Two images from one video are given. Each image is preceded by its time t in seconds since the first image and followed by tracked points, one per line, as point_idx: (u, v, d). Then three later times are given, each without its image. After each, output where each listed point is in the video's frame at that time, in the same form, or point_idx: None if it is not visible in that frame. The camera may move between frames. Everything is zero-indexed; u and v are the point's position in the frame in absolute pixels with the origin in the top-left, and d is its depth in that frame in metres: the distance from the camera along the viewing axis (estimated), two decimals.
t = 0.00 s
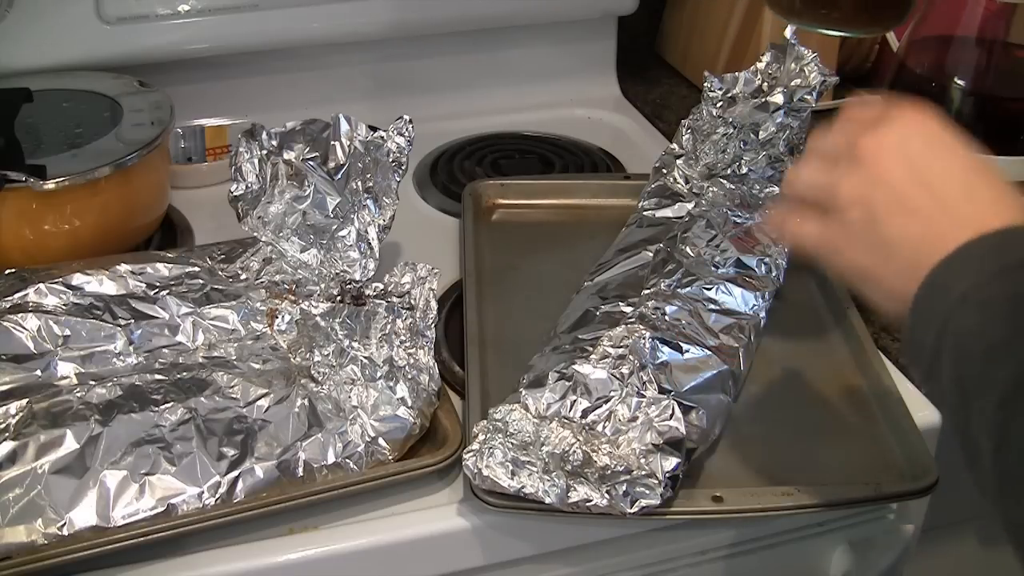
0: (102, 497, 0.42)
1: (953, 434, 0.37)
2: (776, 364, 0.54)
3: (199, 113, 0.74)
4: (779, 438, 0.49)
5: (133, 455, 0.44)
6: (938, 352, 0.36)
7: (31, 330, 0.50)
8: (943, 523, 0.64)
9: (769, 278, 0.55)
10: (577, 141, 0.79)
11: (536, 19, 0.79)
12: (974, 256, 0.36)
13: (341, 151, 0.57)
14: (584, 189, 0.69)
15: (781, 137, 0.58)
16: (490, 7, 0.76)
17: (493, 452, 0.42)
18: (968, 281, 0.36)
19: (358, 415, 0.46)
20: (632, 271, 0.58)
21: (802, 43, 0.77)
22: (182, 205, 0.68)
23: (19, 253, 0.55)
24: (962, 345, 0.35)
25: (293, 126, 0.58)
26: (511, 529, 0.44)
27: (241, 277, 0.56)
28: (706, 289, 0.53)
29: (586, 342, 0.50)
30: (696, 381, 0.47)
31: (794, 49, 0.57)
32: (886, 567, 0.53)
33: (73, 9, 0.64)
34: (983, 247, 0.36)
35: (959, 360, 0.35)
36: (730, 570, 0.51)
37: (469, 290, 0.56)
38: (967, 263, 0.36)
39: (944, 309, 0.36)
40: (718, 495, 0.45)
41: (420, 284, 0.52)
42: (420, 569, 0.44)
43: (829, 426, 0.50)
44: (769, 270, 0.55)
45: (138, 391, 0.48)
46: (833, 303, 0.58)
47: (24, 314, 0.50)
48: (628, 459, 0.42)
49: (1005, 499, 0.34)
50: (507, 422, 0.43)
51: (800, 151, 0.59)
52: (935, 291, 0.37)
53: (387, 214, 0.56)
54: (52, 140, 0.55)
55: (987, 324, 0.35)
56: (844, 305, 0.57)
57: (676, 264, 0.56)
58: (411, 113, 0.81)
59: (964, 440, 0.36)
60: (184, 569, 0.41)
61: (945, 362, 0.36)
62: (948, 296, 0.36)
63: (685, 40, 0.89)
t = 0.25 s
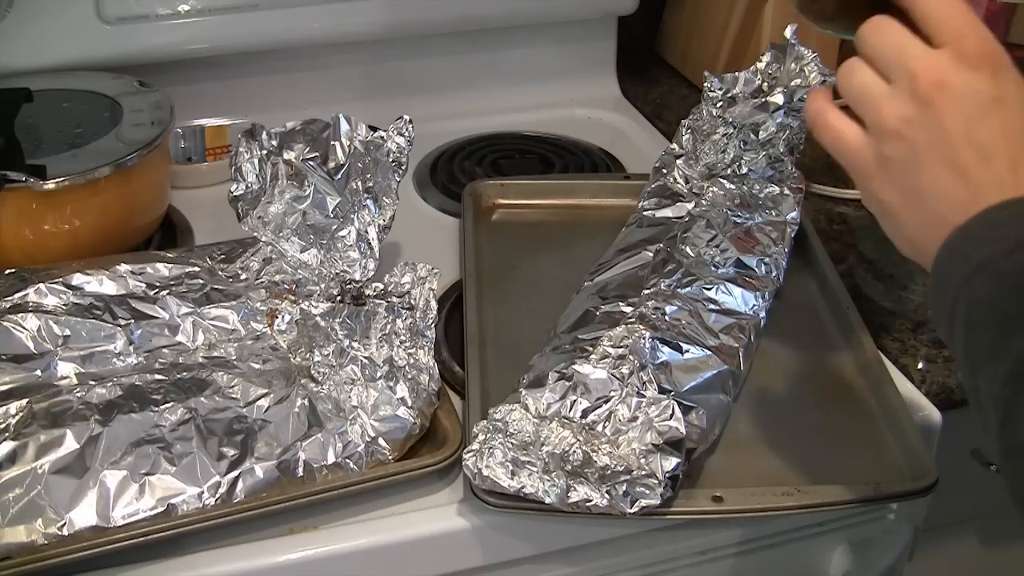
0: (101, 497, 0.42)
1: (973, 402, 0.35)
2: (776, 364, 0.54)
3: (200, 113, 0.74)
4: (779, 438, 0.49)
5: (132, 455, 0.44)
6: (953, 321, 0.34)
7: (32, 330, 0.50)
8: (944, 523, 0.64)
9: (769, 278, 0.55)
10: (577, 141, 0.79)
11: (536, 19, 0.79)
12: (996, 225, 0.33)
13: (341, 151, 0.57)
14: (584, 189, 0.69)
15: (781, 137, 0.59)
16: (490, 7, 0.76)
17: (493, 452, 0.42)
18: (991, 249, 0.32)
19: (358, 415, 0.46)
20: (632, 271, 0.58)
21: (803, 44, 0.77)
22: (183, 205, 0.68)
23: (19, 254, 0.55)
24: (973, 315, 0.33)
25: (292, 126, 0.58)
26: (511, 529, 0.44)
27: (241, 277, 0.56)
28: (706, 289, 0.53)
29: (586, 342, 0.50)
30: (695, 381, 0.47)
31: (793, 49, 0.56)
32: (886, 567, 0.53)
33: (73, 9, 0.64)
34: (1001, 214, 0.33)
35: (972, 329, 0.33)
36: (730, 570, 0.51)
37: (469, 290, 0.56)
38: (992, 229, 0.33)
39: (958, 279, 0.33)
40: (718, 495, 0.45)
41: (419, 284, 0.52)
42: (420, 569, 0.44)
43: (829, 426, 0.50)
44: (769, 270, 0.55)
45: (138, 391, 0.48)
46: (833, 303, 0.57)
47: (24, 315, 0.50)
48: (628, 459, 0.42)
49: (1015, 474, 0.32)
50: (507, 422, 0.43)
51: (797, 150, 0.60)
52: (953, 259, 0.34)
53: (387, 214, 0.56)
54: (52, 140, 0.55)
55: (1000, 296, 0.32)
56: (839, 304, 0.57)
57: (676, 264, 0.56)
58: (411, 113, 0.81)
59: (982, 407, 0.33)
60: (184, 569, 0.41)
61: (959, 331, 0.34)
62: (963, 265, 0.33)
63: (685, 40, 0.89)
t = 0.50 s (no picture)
0: (102, 497, 0.42)
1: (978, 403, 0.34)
2: (776, 364, 0.54)
3: (199, 113, 0.74)
4: (779, 438, 0.49)
5: (132, 455, 0.44)
6: (958, 319, 0.34)
7: (32, 330, 0.50)
8: (944, 524, 0.64)
9: (769, 278, 0.55)
10: (577, 141, 0.79)
11: (536, 19, 0.79)
12: (1002, 227, 0.32)
13: (341, 151, 0.57)
14: (584, 189, 0.69)
15: (781, 137, 0.59)
16: (490, 7, 0.76)
17: (493, 452, 0.42)
18: (998, 247, 0.32)
19: (358, 415, 0.46)
20: (632, 271, 0.58)
21: (802, 44, 0.77)
22: (183, 205, 0.68)
23: (19, 254, 0.55)
24: (978, 313, 0.32)
25: (292, 126, 0.58)
26: (511, 529, 0.44)
27: (241, 277, 0.56)
28: (706, 289, 0.53)
29: (586, 342, 0.50)
30: (695, 381, 0.47)
31: (794, 49, 0.57)
32: (886, 567, 0.53)
33: (73, 9, 0.64)
34: (1008, 217, 0.32)
35: (977, 327, 0.33)
36: (730, 570, 0.51)
37: (469, 290, 0.56)
38: (999, 228, 0.32)
39: (966, 277, 0.33)
40: (718, 495, 0.45)
41: (419, 284, 0.52)
42: (420, 570, 0.44)
43: (829, 426, 0.50)
44: (769, 270, 0.55)
45: (138, 391, 0.48)
46: (833, 303, 0.57)
47: (24, 315, 0.50)
48: (628, 459, 0.42)
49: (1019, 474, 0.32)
50: (507, 422, 0.43)
51: (797, 150, 0.60)
52: (961, 257, 0.33)
53: (387, 214, 0.56)
54: (52, 140, 0.55)
55: (1005, 294, 0.32)
56: (838, 304, 0.57)
57: (676, 264, 0.56)
58: (411, 113, 0.81)
59: (987, 406, 0.33)
60: (184, 569, 0.41)
61: (964, 329, 0.33)
62: (970, 264, 0.33)
63: (685, 40, 0.89)
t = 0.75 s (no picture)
0: (102, 497, 0.42)
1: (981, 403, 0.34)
2: (775, 364, 0.54)
3: (199, 113, 0.74)
4: (778, 438, 0.49)
5: (133, 455, 0.44)
6: (962, 319, 0.33)
7: (32, 330, 0.50)
8: (945, 524, 0.64)
9: (769, 278, 0.55)
10: (577, 141, 0.79)
11: (536, 19, 0.79)
12: (1008, 227, 0.32)
13: (341, 151, 0.57)
14: (584, 189, 0.69)
15: (781, 137, 0.59)
16: (490, 7, 0.76)
17: (493, 452, 0.42)
18: (1002, 248, 0.32)
19: (358, 415, 0.46)
20: (632, 271, 0.58)
21: (802, 44, 0.77)
22: (183, 205, 0.68)
23: (19, 254, 0.55)
24: (983, 313, 0.32)
25: (292, 126, 0.58)
26: (511, 529, 0.44)
27: (241, 277, 0.56)
28: (706, 289, 0.53)
29: (586, 342, 0.50)
30: (695, 382, 0.47)
31: (794, 49, 0.57)
32: (886, 567, 0.53)
33: (73, 9, 0.64)
34: (1012, 216, 0.32)
35: (982, 328, 0.33)
36: (730, 570, 0.51)
37: (469, 290, 0.56)
38: (1004, 228, 0.32)
39: (970, 278, 0.33)
40: (718, 495, 0.45)
41: (419, 284, 0.52)
42: (420, 570, 0.44)
43: (828, 426, 0.50)
44: (769, 270, 0.56)
45: (138, 391, 0.48)
46: (833, 303, 0.57)
47: (24, 315, 0.50)
48: (628, 459, 0.42)
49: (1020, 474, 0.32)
50: (507, 422, 0.43)
51: (797, 150, 0.60)
52: (965, 258, 0.33)
53: (387, 214, 0.56)
54: (52, 140, 0.55)
55: (1011, 295, 0.32)
56: (838, 304, 0.57)
57: (676, 264, 0.56)
58: (411, 113, 0.81)
59: (991, 406, 0.33)
60: (184, 569, 0.41)
61: (968, 330, 0.33)
62: (975, 264, 0.33)
63: (685, 40, 0.89)
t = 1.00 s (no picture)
0: (101, 497, 0.42)
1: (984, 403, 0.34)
2: (775, 364, 0.54)
3: (199, 113, 0.74)
4: (778, 438, 0.49)
5: (132, 455, 0.44)
6: (966, 318, 0.34)
7: (32, 330, 0.50)
8: (945, 524, 0.64)
9: (769, 278, 0.55)
10: (577, 141, 0.79)
11: (536, 19, 0.79)
12: (1014, 228, 0.32)
13: (341, 151, 0.57)
14: (584, 189, 0.69)
15: (781, 137, 0.59)
16: (490, 7, 0.76)
17: (493, 452, 0.42)
18: (1005, 248, 0.32)
19: (358, 415, 0.46)
20: (632, 271, 0.58)
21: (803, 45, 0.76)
22: (183, 205, 0.68)
23: (19, 254, 0.55)
24: (987, 313, 0.33)
25: (293, 126, 0.58)
26: (511, 529, 0.44)
27: (241, 277, 0.56)
28: (706, 289, 0.53)
29: (586, 342, 0.50)
30: (695, 381, 0.47)
31: (794, 49, 0.57)
32: (887, 567, 0.53)
33: (73, 9, 0.64)
34: (1016, 216, 0.32)
35: (985, 327, 0.33)
36: (730, 570, 0.51)
37: (469, 290, 0.56)
38: (1009, 228, 0.32)
39: (974, 277, 0.33)
40: (718, 495, 0.45)
41: (419, 284, 0.52)
42: (421, 570, 0.44)
43: (829, 426, 0.50)
44: (769, 270, 0.56)
45: (138, 391, 0.48)
46: (833, 304, 0.57)
47: (24, 315, 0.50)
48: (628, 459, 0.42)
49: (1021, 474, 0.32)
50: (507, 422, 0.43)
51: (797, 150, 0.60)
52: (969, 257, 0.33)
53: (387, 214, 0.56)
54: (52, 140, 0.55)
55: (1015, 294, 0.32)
56: (839, 304, 0.57)
57: (676, 264, 0.56)
58: (411, 113, 0.81)
59: (993, 405, 0.33)
60: (184, 569, 0.41)
61: (971, 329, 0.33)
62: (980, 263, 0.33)
63: (685, 40, 0.89)
